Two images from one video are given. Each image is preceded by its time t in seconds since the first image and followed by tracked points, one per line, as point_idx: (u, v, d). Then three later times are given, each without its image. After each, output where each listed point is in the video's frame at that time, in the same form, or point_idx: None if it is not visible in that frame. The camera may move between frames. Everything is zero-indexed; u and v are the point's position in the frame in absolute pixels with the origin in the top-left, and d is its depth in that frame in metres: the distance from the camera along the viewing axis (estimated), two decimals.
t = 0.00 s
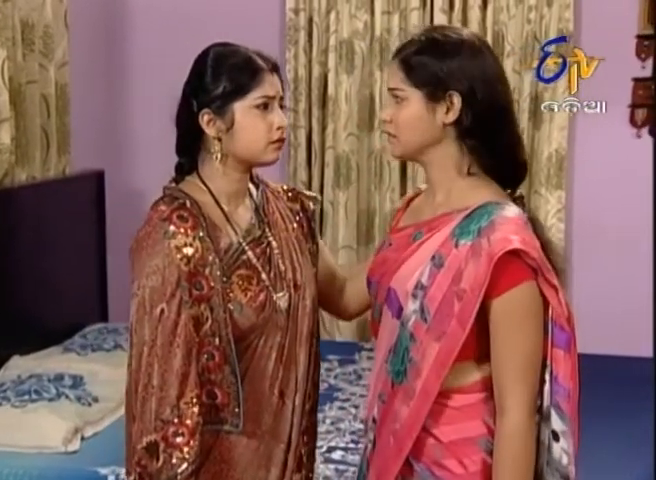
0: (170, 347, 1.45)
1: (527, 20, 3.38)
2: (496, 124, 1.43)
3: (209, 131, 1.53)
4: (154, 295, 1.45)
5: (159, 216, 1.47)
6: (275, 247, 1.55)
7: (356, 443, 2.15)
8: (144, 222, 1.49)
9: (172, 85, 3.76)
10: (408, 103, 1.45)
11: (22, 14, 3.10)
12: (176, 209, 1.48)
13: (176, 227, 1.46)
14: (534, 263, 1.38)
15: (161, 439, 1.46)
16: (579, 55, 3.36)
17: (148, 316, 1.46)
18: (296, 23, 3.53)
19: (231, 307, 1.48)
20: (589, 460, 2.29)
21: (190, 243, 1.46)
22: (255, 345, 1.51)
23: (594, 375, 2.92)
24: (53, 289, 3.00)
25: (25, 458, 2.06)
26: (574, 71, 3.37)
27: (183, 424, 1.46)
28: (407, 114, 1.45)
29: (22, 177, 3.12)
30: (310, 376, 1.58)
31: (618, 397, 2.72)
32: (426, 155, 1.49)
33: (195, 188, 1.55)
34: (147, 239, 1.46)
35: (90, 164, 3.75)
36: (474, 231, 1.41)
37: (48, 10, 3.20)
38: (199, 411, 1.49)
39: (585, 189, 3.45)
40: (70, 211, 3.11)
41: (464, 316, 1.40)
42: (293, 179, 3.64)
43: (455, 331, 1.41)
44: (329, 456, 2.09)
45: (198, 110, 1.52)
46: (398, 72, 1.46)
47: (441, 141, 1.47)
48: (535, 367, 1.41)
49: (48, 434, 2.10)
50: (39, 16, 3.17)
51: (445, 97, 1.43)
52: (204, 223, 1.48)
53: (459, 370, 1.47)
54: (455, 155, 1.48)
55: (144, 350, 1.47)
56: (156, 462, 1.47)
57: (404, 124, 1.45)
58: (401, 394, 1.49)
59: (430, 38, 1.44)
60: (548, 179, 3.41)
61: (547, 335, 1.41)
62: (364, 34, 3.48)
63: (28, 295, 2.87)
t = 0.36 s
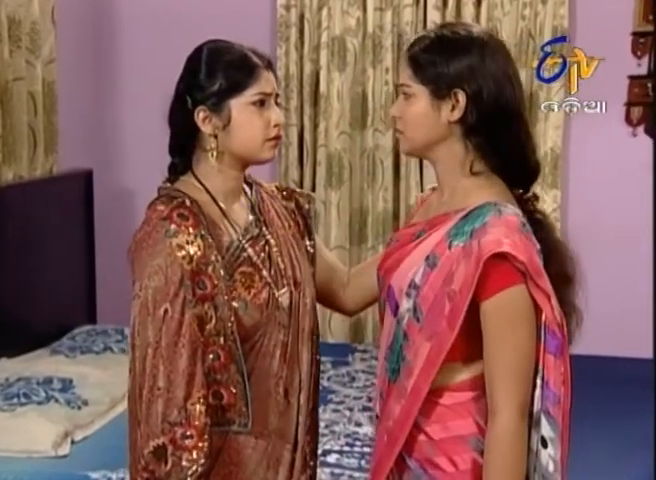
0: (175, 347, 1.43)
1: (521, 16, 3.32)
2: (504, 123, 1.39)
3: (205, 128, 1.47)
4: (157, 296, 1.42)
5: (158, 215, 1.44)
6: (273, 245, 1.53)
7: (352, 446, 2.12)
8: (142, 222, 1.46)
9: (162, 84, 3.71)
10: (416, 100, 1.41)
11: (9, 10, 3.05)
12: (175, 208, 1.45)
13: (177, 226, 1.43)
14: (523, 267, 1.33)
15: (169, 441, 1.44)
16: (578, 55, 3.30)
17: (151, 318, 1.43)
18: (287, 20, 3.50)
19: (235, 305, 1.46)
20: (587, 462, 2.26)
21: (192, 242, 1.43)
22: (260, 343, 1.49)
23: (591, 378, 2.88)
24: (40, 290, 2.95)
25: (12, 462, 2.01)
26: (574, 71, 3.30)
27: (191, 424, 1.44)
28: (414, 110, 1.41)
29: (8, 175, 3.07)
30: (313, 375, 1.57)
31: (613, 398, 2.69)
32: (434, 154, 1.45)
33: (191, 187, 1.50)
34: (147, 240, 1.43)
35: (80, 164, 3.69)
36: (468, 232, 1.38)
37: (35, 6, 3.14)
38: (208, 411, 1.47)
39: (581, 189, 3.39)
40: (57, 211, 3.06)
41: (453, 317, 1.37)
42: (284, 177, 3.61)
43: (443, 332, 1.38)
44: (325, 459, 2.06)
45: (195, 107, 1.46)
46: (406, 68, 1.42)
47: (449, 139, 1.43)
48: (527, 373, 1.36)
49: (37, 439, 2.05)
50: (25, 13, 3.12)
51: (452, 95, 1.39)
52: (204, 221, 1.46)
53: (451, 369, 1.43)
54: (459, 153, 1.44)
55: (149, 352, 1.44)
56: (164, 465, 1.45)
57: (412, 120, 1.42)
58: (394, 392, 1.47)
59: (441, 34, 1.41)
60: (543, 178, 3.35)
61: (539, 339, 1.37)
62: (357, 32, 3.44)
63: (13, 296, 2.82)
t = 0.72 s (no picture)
0: (174, 349, 1.33)
1: (518, 13, 3.24)
2: (515, 122, 1.36)
3: (198, 126, 1.39)
4: (155, 296, 1.33)
5: (154, 215, 1.35)
6: (265, 246, 1.45)
7: (348, 450, 2.08)
8: (135, 220, 1.37)
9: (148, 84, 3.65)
10: (428, 96, 1.38)
11: None
12: (172, 207, 1.36)
13: (175, 226, 1.35)
14: (517, 261, 1.31)
15: (167, 445, 1.34)
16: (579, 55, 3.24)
17: (149, 320, 1.34)
18: (280, 17, 3.42)
19: (232, 306, 1.38)
20: (584, 464, 2.23)
21: (191, 241, 1.35)
22: (253, 344, 1.41)
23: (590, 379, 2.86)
24: (27, 293, 2.91)
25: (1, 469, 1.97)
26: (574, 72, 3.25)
27: (189, 428, 1.35)
28: (427, 107, 1.38)
29: None
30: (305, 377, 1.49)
31: (612, 400, 2.66)
32: (445, 150, 1.42)
33: (184, 186, 1.41)
34: (142, 240, 1.34)
35: (71, 165, 3.60)
36: (466, 228, 1.37)
37: (23, 3, 3.09)
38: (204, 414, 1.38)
39: (579, 191, 3.31)
40: (45, 212, 3.01)
41: (452, 313, 1.35)
42: (277, 178, 3.54)
43: (441, 328, 1.36)
44: (321, 463, 2.02)
45: (186, 105, 1.38)
46: (421, 64, 1.39)
47: (461, 137, 1.40)
48: (526, 370, 1.33)
49: (26, 443, 2.01)
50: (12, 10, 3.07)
51: (465, 92, 1.36)
52: (200, 219, 1.37)
53: (457, 364, 1.41)
54: (469, 152, 1.41)
55: (146, 354, 1.34)
56: (162, 469, 1.35)
57: (424, 116, 1.39)
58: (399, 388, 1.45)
59: (456, 30, 1.38)
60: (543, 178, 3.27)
61: (536, 337, 1.33)
62: (351, 30, 3.38)
63: None
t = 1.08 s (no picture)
0: (174, 350, 1.29)
1: (515, 11, 3.20)
2: (525, 122, 1.33)
3: (201, 125, 1.33)
4: (158, 296, 1.28)
5: (158, 213, 1.31)
6: (268, 248, 1.39)
7: (346, 454, 2.04)
8: (139, 217, 1.32)
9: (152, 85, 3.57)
10: (437, 97, 1.35)
11: None
12: (178, 206, 1.31)
13: (180, 225, 1.30)
14: (522, 260, 1.27)
15: (165, 446, 1.29)
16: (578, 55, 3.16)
17: (152, 320, 1.29)
18: (274, 14, 3.38)
19: (234, 307, 1.33)
20: (590, 467, 2.20)
21: (194, 240, 1.30)
22: (254, 345, 1.35)
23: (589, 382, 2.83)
24: (17, 295, 2.86)
25: None
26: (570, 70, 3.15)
27: (188, 430, 1.29)
28: (436, 107, 1.35)
29: None
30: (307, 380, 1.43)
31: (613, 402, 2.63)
32: (452, 151, 1.39)
33: (189, 185, 1.36)
34: (146, 238, 1.30)
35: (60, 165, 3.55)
36: (471, 229, 1.33)
37: None
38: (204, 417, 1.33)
39: (579, 192, 3.24)
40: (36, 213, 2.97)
41: (460, 314, 1.31)
42: (272, 177, 3.49)
43: (450, 330, 1.32)
44: (321, 467, 1.97)
45: (190, 103, 1.33)
46: (429, 64, 1.35)
47: (469, 138, 1.36)
48: (538, 372, 1.29)
49: (19, 448, 1.97)
50: (2, 7, 3.02)
51: (475, 93, 1.33)
52: (205, 219, 1.33)
53: (468, 365, 1.37)
54: (478, 152, 1.37)
55: (147, 354, 1.29)
56: (159, 470, 1.30)
57: (432, 117, 1.35)
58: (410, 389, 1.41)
59: (464, 29, 1.34)
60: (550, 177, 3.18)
61: (544, 338, 1.28)
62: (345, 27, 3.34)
63: None
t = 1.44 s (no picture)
0: (194, 348, 1.24)
1: (512, 8, 3.11)
2: (529, 121, 1.29)
3: (213, 124, 1.31)
4: (177, 293, 1.24)
5: (174, 209, 1.27)
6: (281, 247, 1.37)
7: (344, 458, 2.00)
8: (151, 215, 1.28)
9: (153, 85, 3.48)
10: (441, 95, 1.31)
11: None
12: (193, 201, 1.28)
13: (197, 221, 1.27)
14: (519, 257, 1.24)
15: (186, 447, 1.25)
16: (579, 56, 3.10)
17: (168, 318, 1.24)
18: (268, 11, 3.29)
19: (251, 306, 1.30)
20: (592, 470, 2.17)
21: (212, 237, 1.27)
22: (266, 345, 1.32)
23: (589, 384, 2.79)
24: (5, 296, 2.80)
25: None
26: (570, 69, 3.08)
27: (209, 430, 1.26)
28: (441, 106, 1.31)
29: None
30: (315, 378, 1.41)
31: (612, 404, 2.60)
32: (456, 149, 1.35)
33: (201, 184, 1.33)
34: (163, 234, 1.26)
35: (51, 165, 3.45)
36: (470, 225, 1.30)
37: None
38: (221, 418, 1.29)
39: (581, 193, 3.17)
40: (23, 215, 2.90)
41: (457, 312, 1.28)
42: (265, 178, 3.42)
43: (448, 328, 1.29)
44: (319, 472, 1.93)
45: (201, 103, 1.29)
46: (434, 63, 1.32)
47: (473, 135, 1.32)
48: (534, 369, 1.25)
49: (10, 453, 1.93)
50: None
51: (479, 91, 1.29)
52: (221, 217, 1.30)
53: (464, 365, 1.34)
54: (482, 150, 1.33)
55: (165, 352, 1.25)
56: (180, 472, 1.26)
57: (436, 115, 1.32)
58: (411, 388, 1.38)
59: (468, 26, 1.30)
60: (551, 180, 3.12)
61: (541, 338, 1.25)
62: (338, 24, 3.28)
63: None
